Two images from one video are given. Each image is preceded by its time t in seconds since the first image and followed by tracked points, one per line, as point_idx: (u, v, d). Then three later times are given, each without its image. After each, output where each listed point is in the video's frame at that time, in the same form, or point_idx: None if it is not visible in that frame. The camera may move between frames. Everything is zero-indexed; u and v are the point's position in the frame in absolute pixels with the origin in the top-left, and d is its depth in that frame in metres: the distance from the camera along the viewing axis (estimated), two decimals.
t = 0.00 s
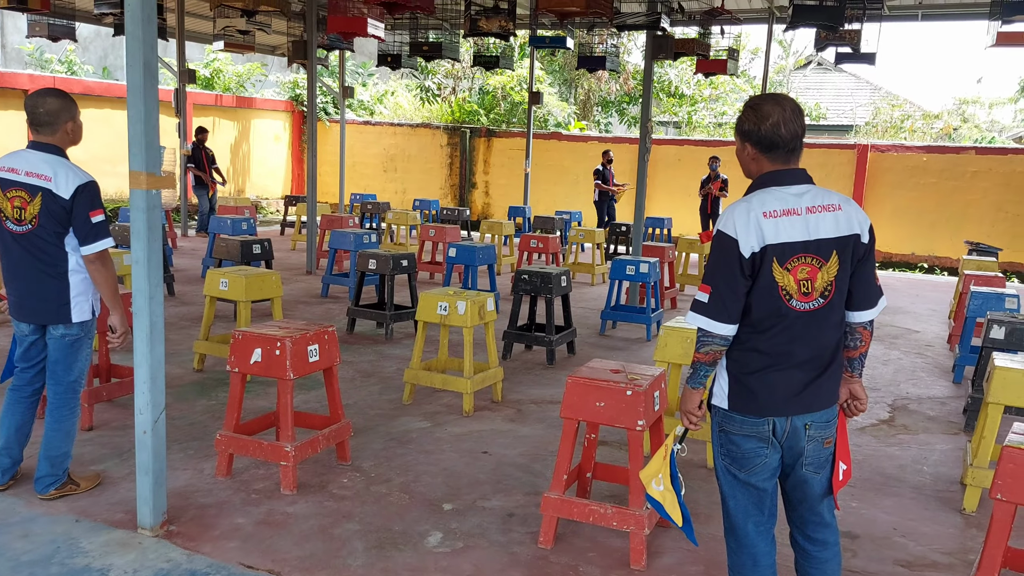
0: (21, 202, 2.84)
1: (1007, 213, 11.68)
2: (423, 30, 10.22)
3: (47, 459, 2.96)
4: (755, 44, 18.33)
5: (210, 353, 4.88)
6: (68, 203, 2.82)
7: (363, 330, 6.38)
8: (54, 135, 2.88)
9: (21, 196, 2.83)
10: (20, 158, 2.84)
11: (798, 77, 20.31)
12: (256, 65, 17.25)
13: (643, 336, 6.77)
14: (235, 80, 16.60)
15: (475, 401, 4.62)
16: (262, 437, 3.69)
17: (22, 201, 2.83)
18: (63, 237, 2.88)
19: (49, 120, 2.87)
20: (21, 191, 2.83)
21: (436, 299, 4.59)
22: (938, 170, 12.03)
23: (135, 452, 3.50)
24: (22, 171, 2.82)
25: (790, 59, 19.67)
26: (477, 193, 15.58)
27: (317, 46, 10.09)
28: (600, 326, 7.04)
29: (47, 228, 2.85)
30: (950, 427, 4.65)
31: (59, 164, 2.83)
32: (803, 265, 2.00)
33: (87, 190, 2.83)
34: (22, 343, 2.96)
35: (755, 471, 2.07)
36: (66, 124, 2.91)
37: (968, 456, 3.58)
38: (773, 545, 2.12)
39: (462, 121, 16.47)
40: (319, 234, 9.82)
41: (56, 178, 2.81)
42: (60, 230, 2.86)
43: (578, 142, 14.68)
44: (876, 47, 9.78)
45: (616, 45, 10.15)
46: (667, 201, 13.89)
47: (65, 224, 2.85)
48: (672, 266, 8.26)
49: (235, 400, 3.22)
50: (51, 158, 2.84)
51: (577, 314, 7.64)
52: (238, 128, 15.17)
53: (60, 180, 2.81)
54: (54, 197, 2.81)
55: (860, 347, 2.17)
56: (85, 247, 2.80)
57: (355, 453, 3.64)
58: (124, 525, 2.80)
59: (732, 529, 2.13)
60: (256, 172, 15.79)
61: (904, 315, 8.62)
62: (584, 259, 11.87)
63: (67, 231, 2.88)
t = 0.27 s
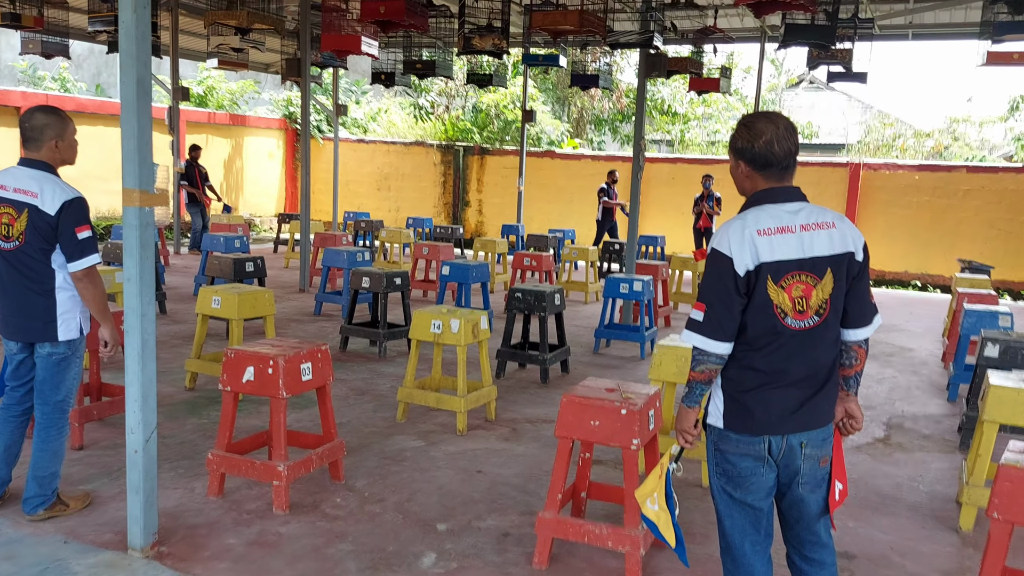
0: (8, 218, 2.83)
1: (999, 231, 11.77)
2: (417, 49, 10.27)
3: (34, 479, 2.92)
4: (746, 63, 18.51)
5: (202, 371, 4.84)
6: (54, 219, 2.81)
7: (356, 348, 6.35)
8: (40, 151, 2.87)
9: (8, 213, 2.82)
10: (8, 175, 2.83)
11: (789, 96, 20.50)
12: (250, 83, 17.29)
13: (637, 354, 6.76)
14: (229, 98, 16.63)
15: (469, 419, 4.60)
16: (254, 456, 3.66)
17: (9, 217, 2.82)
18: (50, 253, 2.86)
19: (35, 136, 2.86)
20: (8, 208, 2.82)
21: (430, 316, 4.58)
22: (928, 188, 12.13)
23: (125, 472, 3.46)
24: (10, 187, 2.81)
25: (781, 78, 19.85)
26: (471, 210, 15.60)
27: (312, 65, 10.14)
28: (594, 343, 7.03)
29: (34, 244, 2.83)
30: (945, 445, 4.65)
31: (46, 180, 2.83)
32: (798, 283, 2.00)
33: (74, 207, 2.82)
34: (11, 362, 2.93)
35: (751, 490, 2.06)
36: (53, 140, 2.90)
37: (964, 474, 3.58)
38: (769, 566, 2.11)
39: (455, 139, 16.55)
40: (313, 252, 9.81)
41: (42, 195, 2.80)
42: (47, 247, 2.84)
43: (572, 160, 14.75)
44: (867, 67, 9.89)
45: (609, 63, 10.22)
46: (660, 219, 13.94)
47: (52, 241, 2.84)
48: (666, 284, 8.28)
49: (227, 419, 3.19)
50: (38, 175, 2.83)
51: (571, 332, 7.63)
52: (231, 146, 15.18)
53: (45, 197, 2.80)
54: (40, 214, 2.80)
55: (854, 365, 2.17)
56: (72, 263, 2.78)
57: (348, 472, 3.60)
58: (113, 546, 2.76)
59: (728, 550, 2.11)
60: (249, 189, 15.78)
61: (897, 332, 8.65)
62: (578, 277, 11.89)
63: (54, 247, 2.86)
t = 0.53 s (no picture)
0: (10, 224, 2.85)
1: (997, 239, 11.78)
2: (417, 57, 10.30)
3: (35, 484, 2.93)
4: (746, 71, 18.57)
5: (203, 377, 4.85)
6: (54, 225, 2.83)
7: (357, 354, 6.36)
8: (41, 156, 2.89)
9: (9, 219, 2.84)
10: (9, 180, 2.85)
11: (788, 103, 20.56)
12: (251, 90, 17.35)
13: (637, 360, 6.77)
14: (230, 105, 16.69)
15: (469, 425, 4.61)
16: (255, 461, 3.67)
17: (10, 223, 2.84)
18: (51, 258, 2.88)
19: (38, 141, 2.88)
20: (10, 214, 2.84)
21: (430, 322, 4.59)
22: (928, 195, 12.15)
23: (127, 477, 3.47)
24: (11, 193, 2.83)
25: (781, 85, 19.90)
26: (471, 217, 15.64)
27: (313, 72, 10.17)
28: (594, 349, 7.04)
29: (34, 250, 2.85)
30: (944, 452, 4.66)
31: (44, 185, 2.84)
32: (797, 289, 2.02)
33: (72, 212, 2.83)
34: (13, 367, 2.94)
35: (751, 496, 2.07)
36: (55, 146, 2.91)
37: (963, 480, 3.59)
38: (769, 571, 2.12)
39: (455, 146, 16.61)
40: (313, 258, 9.83)
41: (42, 200, 2.82)
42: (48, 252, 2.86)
43: (572, 167, 14.79)
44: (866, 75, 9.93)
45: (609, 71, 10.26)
46: (659, 225, 13.97)
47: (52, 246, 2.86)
48: (665, 290, 8.30)
49: (229, 424, 3.20)
50: (37, 180, 2.84)
51: (571, 337, 7.65)
52: (232, 152, 15.22)
53: (45, 202, 2.82)
54: (40, 219, 2.82)
55: (854, 371, 2.19)
56: (73, 269, 2.81)
57: (349, 477, 3.61)
58: (115, 551, 2.77)
59: (728, 555, 2.12)
60: (250, 195, 15.81)
61: (897, 339, 8.67)
62: (578, 282, 11.92)
63: (54, 252, 2.87)
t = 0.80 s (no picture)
0: None
1: (993, 239, 11.82)
2: (413, 54, 10.26)
3: (27, 482, 2.90)
4: (742, 70, 18.58)
5: (197, 375, 4.82)
6: (43, 222, 2.80)
7: (352, 353, 6.33)
8: (37, 151, 2.87)
9: None
10: None
11: (784, 103, 20.59)
12: (246, 87, 17.28)
13: (633, 359, 6.76)
14: (225, 102, 16.62)
15: (465, 424, 4.59)
16: (249, 460, 3.64)
17: None
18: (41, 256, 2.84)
19: (36, 137, 2.87)
20: None
21: (426, 321, 4.57)
22: (924, 195, 12.17)
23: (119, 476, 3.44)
24: None
25: (777, 85, 19.91)
26: (466, 216, 15.62)
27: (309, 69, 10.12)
28: (590, 348, 7.03)
29: (24, 247, 2.82)
30: (941, 452, 4.66)
31: (33, 182, 2.80)
32: (796, 288, 2.00)
33: (62, 207, 2.81)
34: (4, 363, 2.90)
35: (749, 496, 2.05)
36: (52, 145, 2.91)
37: (961, 481, 3.58)
38: (767, 572, 2.10)
39: (451, 144, 16.57)
40: (308, 256, 9.78)
41: (28, 197, 2.79)
42: (37, 249, 2.83)
43: (568, 166, 14.76)
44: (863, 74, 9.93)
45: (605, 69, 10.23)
46: (655, 224, 13.97)
47: (42, 244, 2.83)
48: (662, 290, 8.28)
49: (223, 423, 3.17)
50: (27, 176, 2.81)
51: (567, 337, 7.63)
52: (227, 149, 15.15)
53: (32, 199, 2.79)
54: (28, 217, 2.79)
55: (852, 370, 2.17)
56: (74, 263, 2.83)
57: (343, 476, 3.59)
58: (107, 550, 2.74)
59: (726, 556, 2.11)
60: (244, 193, 15.75)
61: (893, 339, 8.67)
62: (574, 281, 11.90)
63: (44, 249, 2.84)
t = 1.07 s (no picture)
0: None
1: (984, 236, 11.89)
2: (406, 48, 10.22)
3: (18, 477, 2.88)
4: (734, 66, 18.62)
5: (189, 370, 4.80)
6: (41, 212, 2.79)
7: (344, 348, 6.32)
8: (34, 144, 2.87)
9: None
10: None
11: (775, 99, 20.64)
12: (237, 81, 17.17)
13: (625, 354, 6.77)
14: (216, 95, 16.53)
15: (458, 419, 4.58)
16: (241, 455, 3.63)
17: None
18: (36, 247, 2.83)
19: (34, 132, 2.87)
20: None
21: (419, 316, 4.56)
22: (915, 192, 12.23)
23: (111, 471, 3.42)
24: None
25: (769, 80, 19.94)
26: (459, 211, 15.59)
27: (301, 62, 10.07)
28: (582, 344, 7.04)
29: (18, 239, 2.79)
30: (932, 447, 4.69)
31: (29, 173, 2.80)
32: (789, 284, 2.01)
33: (60, 196, 2.82)
34: None
35: (742, 490, 2.06)
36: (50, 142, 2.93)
37: (952, 476, 3.61)
38: (760, 566, 2.11)
39: (443, 139, 16.54)
40: (300, 250, 9.74)
41: (24, 187, 2.78)
42: (32, 241, 2.81)
43: (560, 161, 14.75)
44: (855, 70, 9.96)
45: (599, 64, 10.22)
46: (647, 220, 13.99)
47: (37, 234, 2.81)
48: (654, 285, 8.30)
49: (215, 417, 3.16)
50: (22, 168, 2.81)
51: (560, 332, 7.64)
52: (218, 143, 15.07)
53: (28, 189, 2.78)
54: (24, 207, 2.78)
55: (845, 366, 2.18)
56: (73, 252, 2.85)
57: (336, 471, 3.58)
58: (99, 545, 2.73)
59: (719, 550, 2.11)
60: (235, 187, 15.67)
61: (884, 335, 8.72)
62: (566, 276, 11.90)
63: (40, 241, 2.83)
